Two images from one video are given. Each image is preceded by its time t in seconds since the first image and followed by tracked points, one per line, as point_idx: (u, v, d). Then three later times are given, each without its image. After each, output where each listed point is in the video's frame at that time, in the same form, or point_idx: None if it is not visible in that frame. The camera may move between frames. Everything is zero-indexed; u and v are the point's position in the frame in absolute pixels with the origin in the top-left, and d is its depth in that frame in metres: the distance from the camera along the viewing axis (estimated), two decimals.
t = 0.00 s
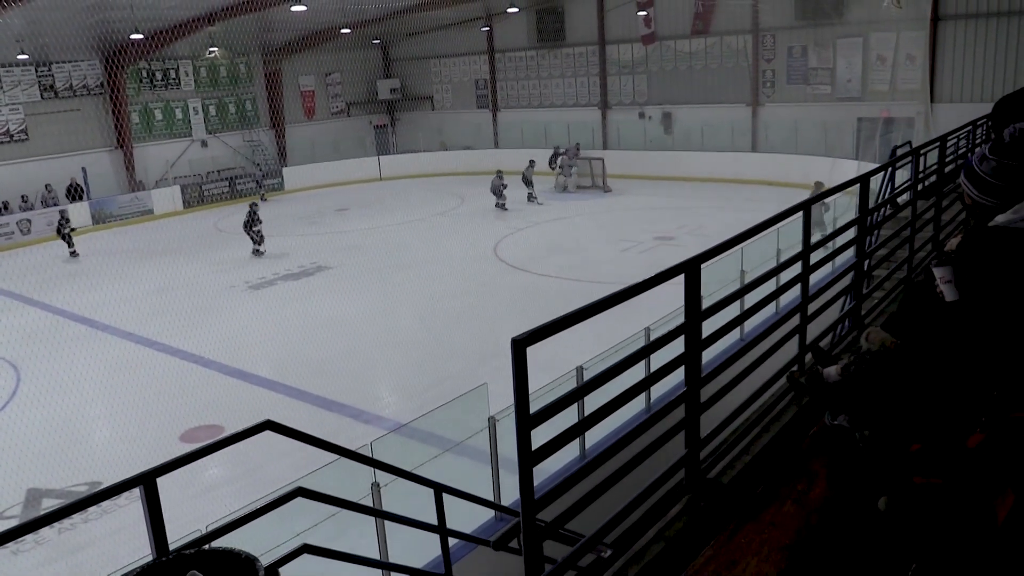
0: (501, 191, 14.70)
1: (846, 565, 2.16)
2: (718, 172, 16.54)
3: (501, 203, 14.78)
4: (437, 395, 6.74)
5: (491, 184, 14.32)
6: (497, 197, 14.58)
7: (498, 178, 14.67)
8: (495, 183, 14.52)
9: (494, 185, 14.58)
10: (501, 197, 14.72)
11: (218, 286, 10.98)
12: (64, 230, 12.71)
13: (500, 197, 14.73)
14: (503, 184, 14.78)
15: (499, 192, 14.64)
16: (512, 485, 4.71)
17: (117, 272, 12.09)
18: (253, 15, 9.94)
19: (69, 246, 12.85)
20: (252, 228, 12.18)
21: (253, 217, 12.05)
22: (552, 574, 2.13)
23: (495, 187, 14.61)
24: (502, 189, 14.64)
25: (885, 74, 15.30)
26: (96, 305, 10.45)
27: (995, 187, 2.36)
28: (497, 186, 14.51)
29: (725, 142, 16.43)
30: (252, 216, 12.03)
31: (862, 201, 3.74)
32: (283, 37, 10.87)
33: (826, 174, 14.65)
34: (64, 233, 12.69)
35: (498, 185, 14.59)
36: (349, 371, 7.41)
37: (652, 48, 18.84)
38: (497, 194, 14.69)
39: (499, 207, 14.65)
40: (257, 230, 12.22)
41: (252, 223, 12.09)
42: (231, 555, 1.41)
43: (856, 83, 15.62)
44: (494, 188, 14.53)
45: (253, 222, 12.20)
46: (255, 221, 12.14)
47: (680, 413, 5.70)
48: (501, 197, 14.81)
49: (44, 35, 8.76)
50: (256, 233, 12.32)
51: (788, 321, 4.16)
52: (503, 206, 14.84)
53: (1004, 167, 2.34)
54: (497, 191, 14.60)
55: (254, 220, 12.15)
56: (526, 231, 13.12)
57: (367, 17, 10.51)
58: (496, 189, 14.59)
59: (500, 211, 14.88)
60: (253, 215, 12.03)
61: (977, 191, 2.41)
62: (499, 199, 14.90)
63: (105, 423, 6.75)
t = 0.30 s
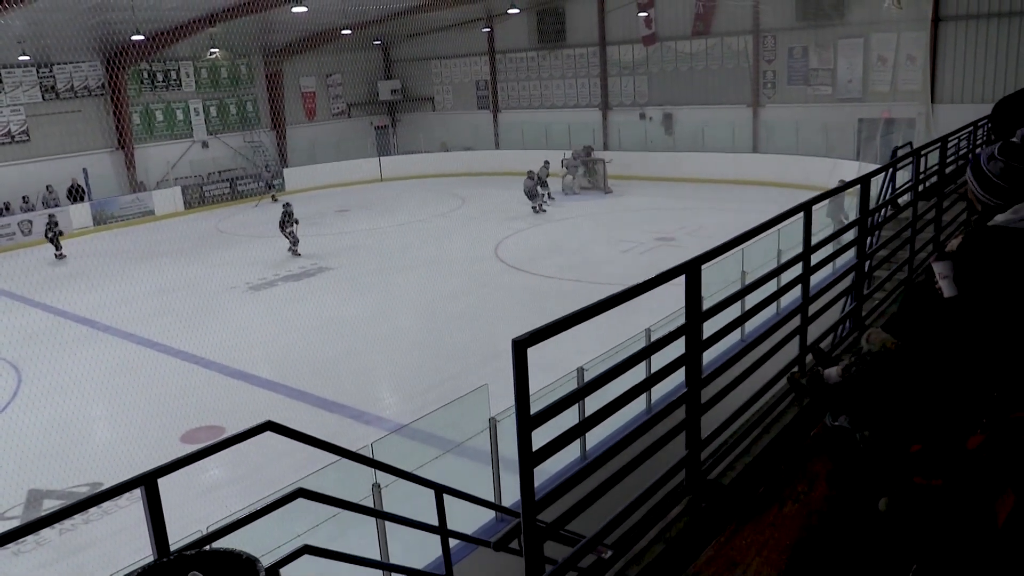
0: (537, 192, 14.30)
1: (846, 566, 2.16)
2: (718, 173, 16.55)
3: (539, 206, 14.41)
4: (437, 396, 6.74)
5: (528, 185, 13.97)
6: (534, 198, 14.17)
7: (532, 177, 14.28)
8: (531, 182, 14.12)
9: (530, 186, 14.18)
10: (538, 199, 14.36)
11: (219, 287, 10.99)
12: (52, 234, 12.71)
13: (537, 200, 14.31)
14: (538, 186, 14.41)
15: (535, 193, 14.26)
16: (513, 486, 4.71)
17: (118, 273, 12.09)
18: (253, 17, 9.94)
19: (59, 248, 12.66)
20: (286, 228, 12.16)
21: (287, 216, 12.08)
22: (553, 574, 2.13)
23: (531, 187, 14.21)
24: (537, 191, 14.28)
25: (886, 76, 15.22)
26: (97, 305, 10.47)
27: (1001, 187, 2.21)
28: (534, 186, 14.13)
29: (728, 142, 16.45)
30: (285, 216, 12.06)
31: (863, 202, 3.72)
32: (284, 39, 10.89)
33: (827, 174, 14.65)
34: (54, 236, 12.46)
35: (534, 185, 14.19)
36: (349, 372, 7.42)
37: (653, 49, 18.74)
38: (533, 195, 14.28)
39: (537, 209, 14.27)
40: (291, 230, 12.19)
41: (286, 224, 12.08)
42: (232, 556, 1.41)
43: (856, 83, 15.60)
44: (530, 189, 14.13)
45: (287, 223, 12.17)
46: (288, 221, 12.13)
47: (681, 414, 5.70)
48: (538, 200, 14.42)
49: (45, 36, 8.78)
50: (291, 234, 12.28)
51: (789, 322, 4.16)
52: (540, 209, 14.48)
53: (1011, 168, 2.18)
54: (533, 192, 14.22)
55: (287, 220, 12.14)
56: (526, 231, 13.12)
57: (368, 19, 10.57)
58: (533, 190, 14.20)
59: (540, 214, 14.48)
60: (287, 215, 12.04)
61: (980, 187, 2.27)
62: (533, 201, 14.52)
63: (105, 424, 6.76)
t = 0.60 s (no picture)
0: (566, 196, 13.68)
1: (846, 566, 2.17)
2: (719, 174, 16.55)
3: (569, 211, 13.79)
4: (437, 397, 6.75)
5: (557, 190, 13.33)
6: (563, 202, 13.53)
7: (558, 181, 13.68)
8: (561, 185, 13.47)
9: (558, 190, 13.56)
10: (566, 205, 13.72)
11: (219, 289, 10.96)
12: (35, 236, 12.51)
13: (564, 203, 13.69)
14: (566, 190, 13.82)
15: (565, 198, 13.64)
16: (513, 487, 4.71)
17: (117, 274, 12.09)
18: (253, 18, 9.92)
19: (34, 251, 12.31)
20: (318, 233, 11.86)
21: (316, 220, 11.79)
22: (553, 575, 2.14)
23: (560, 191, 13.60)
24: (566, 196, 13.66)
25: (885, 76, 15.22)
26: (97, 307, 10.45)
27: (1006, 180, 2.43)
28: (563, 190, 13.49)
29: (728, 143, 16.45)
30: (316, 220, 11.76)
31: (863, 203, 3.71)
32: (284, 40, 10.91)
33: (828, 176, 14.63)
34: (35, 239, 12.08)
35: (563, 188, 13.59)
36: (350, 374, 7.41)
37: (654, 50, 18.68)
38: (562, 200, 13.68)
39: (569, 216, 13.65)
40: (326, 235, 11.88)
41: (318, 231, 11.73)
42: (233, 556, 1.41)
43: (856, 84, 15.65)
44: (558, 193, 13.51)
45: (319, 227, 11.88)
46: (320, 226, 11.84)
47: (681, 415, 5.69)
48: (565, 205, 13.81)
49: (46, 37, 8.80)
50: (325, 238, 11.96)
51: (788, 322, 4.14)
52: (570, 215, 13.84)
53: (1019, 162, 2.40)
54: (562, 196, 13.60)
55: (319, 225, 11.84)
56: (526, 232, 13.12)
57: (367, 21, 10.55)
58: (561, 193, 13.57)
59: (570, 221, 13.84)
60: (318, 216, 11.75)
61: (986, 182, 2.47)
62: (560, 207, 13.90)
63: (105, 425, 6.75)
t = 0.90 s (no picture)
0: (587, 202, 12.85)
1: (845, 566, 2.17)
2: (718, 175, 16.56)
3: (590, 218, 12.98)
4: (436, 398, 6.75)
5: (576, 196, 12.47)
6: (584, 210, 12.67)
7: (576, 186, 12.87)
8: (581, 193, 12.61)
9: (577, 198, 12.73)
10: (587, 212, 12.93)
11: (218, 290, 10.95)
12: (18, 244, 11.95)
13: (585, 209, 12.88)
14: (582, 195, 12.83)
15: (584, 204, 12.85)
16: (512, 488, 4.70)
17: (117, 275, 12.08)
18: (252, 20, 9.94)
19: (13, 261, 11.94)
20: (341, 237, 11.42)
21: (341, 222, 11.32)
22: None
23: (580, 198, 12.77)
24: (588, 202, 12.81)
25: (883, 77, 15.12)
26: (96, 308, 10.44)
27: (963, 196, 2.73)
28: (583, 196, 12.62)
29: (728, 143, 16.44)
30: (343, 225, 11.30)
31: (862, 204, 3.71)
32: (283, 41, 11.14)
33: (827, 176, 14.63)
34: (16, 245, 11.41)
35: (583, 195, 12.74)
36: (349, 375, 7.40)
37: (652, 50, 18.55)
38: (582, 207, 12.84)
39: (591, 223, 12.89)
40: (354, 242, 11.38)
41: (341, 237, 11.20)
42: (232, 557, 1.42)
43: (856, 85, 15.62)
44: (576, 200, 12.65)
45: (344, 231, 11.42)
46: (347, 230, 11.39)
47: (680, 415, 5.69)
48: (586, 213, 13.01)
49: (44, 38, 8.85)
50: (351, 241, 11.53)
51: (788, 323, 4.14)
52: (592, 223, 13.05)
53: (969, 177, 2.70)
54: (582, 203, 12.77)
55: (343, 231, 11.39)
56: (526, 233, 13.13)
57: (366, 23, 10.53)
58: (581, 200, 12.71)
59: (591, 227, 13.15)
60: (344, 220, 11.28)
61: (948, 204, 2.77)
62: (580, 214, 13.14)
63: (105, 426, 6.76)
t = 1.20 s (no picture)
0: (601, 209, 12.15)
1: (844, 565, 2.18)
2: (717, 176, 16.57)
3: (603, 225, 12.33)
4: (436, 398, 6.75)
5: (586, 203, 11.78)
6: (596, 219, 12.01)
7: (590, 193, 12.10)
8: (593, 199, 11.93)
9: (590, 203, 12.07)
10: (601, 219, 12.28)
11: (218, 290, 10.95)
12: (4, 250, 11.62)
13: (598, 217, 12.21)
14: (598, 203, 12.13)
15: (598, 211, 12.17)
16: (512, 489, 4.71)
17: (117, 275, 12.08)
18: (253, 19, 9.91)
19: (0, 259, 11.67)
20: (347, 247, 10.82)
21: (350, 228, 10.73)
22: None
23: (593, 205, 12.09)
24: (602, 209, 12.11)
25: (883, 77, 15.08)
26: (95, 308, 10.44)
27: (941, 202, 2.67)
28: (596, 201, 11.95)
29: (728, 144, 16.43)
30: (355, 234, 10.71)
31: (861, 205, 3.71)
32: (283, 41, 11.33)
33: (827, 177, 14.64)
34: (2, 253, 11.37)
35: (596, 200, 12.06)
36: (348, 375, 7.40)
37: (651, 51, 18.59)
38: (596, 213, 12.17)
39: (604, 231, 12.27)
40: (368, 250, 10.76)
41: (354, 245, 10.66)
42: (230, 558, 1.41)
43: (855, 86, 15.65)
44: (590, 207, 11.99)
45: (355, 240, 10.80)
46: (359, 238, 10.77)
47: (679, 416, 5.69)
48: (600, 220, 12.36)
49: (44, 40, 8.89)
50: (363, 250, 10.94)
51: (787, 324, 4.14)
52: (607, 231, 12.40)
53: (947, 184, 2.65)
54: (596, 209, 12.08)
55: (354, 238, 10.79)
56: (525, 233, 13.14)
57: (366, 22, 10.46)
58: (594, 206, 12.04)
59: (603, 237, 12.51)
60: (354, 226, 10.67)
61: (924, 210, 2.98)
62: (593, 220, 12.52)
63: (105, 426, 6.76)
